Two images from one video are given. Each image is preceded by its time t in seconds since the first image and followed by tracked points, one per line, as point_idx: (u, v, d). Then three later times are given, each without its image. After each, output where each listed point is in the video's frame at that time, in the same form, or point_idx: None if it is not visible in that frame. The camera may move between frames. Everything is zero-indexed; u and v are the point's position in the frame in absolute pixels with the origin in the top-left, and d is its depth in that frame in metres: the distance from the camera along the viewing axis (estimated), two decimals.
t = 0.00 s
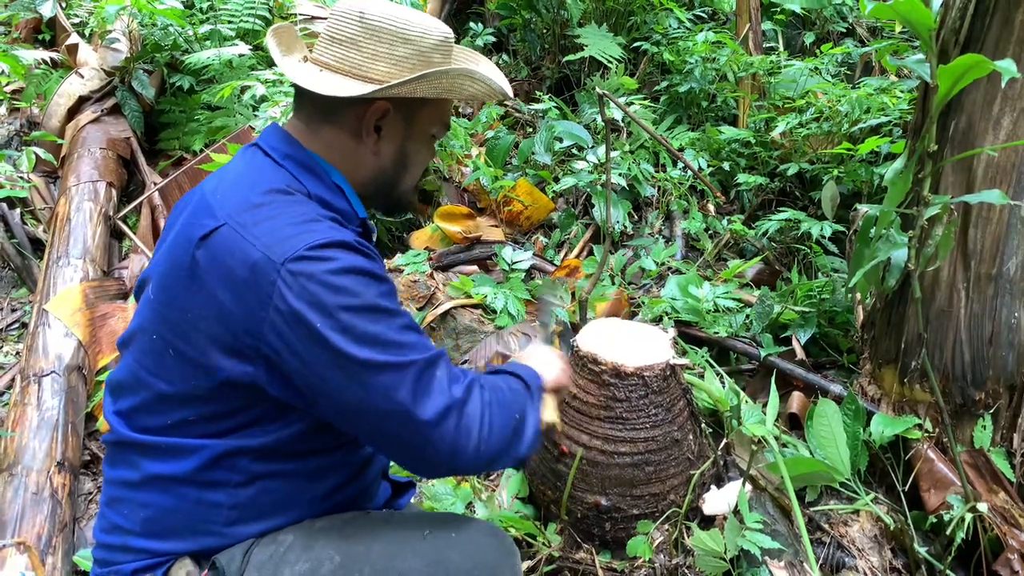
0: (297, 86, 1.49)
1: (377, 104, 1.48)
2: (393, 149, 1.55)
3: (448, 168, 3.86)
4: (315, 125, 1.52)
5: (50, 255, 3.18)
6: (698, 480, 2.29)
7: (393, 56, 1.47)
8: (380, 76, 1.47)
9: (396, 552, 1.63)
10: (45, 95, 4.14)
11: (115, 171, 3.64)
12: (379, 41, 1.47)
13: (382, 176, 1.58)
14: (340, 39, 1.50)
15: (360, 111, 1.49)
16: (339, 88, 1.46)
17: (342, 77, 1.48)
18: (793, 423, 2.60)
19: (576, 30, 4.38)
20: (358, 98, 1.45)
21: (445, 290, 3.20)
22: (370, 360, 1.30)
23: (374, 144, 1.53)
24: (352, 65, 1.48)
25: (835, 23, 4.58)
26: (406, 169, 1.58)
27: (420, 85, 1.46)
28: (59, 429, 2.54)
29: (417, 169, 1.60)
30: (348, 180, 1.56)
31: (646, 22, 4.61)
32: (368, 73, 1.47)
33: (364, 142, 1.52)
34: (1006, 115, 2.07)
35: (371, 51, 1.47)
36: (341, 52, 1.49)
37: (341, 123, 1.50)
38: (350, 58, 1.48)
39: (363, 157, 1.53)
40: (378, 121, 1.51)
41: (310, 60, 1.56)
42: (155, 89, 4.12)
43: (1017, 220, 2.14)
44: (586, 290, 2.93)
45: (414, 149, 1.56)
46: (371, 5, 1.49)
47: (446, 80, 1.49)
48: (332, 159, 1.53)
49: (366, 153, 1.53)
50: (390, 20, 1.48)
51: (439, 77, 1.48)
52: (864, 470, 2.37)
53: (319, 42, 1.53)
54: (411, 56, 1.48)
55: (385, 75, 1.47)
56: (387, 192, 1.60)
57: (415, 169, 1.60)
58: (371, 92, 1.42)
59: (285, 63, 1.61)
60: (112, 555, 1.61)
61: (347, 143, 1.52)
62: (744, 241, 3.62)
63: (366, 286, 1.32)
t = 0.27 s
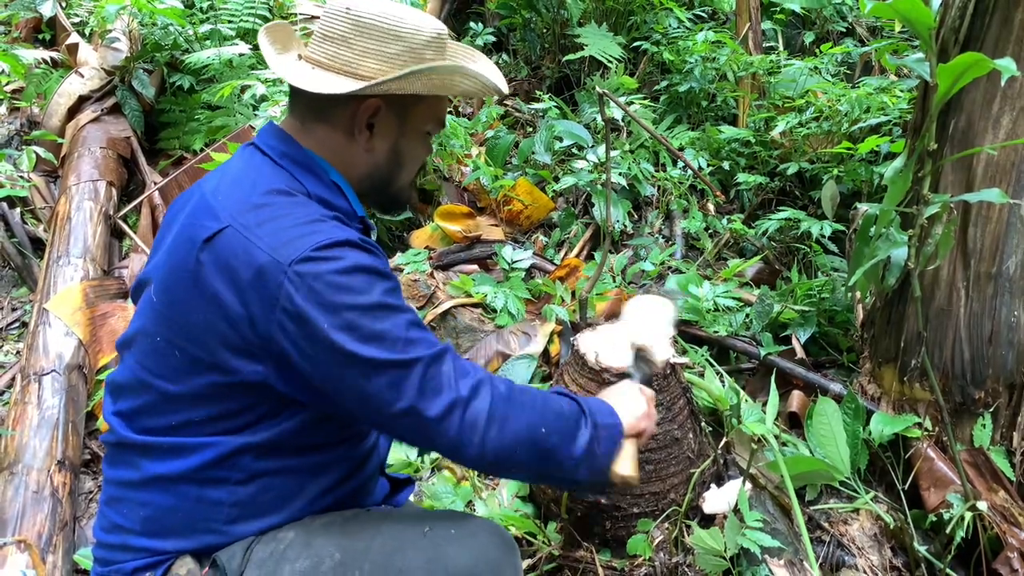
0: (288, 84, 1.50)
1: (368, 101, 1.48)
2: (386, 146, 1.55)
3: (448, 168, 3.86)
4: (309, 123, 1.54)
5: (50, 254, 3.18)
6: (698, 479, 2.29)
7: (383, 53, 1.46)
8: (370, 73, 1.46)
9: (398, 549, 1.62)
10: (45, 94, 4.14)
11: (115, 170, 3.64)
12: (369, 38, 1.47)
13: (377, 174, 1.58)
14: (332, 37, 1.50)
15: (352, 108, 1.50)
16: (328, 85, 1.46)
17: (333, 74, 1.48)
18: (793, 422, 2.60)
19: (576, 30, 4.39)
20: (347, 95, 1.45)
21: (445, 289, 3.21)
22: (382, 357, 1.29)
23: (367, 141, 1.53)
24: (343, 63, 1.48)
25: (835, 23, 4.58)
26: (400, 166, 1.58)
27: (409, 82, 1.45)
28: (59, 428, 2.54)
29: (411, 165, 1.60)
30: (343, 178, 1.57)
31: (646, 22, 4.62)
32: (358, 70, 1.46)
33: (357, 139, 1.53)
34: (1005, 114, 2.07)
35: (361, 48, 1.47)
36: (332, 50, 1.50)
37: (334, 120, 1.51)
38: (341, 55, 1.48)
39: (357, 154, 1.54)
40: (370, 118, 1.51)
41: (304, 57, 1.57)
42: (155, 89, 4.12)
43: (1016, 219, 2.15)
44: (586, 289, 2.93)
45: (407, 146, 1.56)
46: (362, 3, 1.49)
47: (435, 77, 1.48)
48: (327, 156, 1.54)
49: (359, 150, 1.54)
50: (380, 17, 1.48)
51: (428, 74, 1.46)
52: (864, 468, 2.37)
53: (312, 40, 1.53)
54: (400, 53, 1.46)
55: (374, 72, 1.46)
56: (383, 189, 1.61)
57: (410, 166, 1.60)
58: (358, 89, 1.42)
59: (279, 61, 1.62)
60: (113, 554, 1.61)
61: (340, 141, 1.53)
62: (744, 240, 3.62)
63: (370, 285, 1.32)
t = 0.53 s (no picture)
0: (291, 88, 1.49)
1: (370, 105, 1.48)
2: (388, 148, 1.55)
3: (447, 168, 3.86)
4: (310, 127, 1.53)
5: (47, 254, 3.18)
6: (696, 479, 2.29)
7: (386, 56, 1.46)
8: (372, 76, 1.46)
9: (390, 550, 1.62)
10: (43, 94, 4.13)
11: (112, 170, 3.64)
12: (371, 41, 1.47)
13: (378, 176, 1.58)
14: (334, 40, 1.50)
15: (354, 112, 1.49)
16: (331, 88, 1.46)
17: (335, 77, 1.48)
18: (791, 422, 2.60)
19: (575, 30, 4.38)
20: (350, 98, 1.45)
21: (443, 289, 3.20)
22: (376, 350, 1.30)
23: (369, 144, 1.53)
24: (345, 66, 1.48)
25: (834, 22, 4.58)
26: (401, 169, 1.58)
27: (413, 84, 1.46)
28: (56, 428, 2.54)
29: (413, 168, 1.59)
30: (345, 181, 1.57)
31: (645, 21, 4.61)
32: (361, 73, 1.46)
33: (358, 143, 1.53)
34: (1004, 114, 2.07)
35: (364, 51, 1.47)
36: (334, 53, 1.49)
37: (335, 124, 1.51)
38: (343, 58, 1.48)
39: (359, 158, 1.54)
40: (372, 121, 1.51)
41: (305, 60, 1.57)
42: (153, 88, 4.11)
43: (1014, 220, 2.14)
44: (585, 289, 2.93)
45: (408, 148, 1.56)
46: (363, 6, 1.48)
47: (439, 79, 1.48)
48: (329, 160, 1.54)
49: (361, 154, 1.53)
50: (382, 20, 1.48)
51: (432, 77, 1.47)
52: (862, 468, 2.37)
53: (313, 43, 1.52)
54: (404, 56, 1.47)
55: (377, 75, 1.46)
56: (384, 192, 1.61)
57: (411, 168, 1.59)
58: (363, 92, 1.42)
59: (279, 64, 1.61)
60: (107, 552, 1.61)
61: (342, 145, 1.53)
62: (742, 240, 3.62)
63: (361, 284, 1.33)
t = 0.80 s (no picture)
0: (283, 82, 1.49)
1: (363, 97, 1.47)
2: (383, 141, 1.53)
3: (446, 166, 3.85)
4: (305, 120, 1.52)
5: (45, 252, 3.17)
6: (695, 478, 2.29)
7: (378, 48, 1.45)
8: (364, 68, 1.45)
9: (392, 549, 1.60)
10: (41, 92, 4.12)
11: (110, 169, 3.63)
12: (362, 33, 1.46)
13: (374, 170, 1.57)
14: (325, 32, 1.49)
15: (346, 105, 1.48)
16: (322, 81, 1.45)
17: (327, 70, 1.47)
18: (791, 420, 2.59)
19: (574, 28, 4.37)
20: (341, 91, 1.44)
21: (442, 288, 3.20)
22: (375, 352, 1.28)
23: (363, 137, 1.52)
24: (336, 58, 1.47)
25: (834, 20, 4.56)
26: (397, 161, 1.56)
27: (404, 75, 1.44)
28: (53, 427, 2.53)
29: (409, 160, 1.57)
30: (341, 174, 1.56)
31: (644, 19, 4.60)
32: (352, 66, 1.45)
33: (353, 135, 1.52)
34: (1004, 111, 2.06)
35: (355, 43, 1.46)
36: (325, 46, 1.48)
37: (329, 117, 1.50)
38: (335, 50, 1.47)
39: (354, 151, 1.53)
40: (366, 114, 1.49)
41: (298, 53, 1.56)
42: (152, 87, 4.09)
43: (1015, 217, 2.13)
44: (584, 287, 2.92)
45: (404, 141, 1.54)
46: None
47: (431, 70, 1.46)
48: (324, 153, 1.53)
49: (356, 147, 1.52)
50: (373, 11, 1.46)
51: (423, 67, 1.45)
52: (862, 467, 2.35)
53: (305, 37, 1.52)
54: (394, 47, 1.45)
55: (370, 66, 1.45)
56: (380, 185, 1.59)
57: (407, 161, 1.58)
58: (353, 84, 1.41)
59: (273, 58, 1.61)
60: (109, 550, 1.59)
61: (337, 138, 1.52)
62: (742, 239, 3.61)
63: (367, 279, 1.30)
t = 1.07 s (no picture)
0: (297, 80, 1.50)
1: (376, 100, 1.45)
2: (394, 145, 1.51)
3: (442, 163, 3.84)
4: (317, 119, 1.52)
5: (38, 248, 3.15)
6: (692, 473, 2.28)
7: (392, 50, 1.44)
8: (379, 70, 1.45)
9: (380, 549, 1.59)
10: (35, 88, 4.10)
11: (105, 164, 3.61)
12: (379, 34, 1.46)
13: (384, 173, 1.55)
14: (343, 33, 1.49)
15: (358, 107, 1.48)
16: (336, 81, 1.45)
17: (341, 70, 1.47)
18: (788, 416, 2.58)
19: (571, 23, 4.36)
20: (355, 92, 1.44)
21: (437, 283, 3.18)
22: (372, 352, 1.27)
23: (374, 140, 1.51)
24: (351, 58, 1.47)
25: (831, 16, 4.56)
26: (407, 167, 1.55)
27: (419, 81, 1.42)
28: (45, 423, 2.51)
29: (419, 167, 1.56)
30: (350, 176, 1.55)
31: (642, 15, 4.60)
32: (367, 67, 1.45)
33: (364, 138, 1.51)
34: (1002, 102, 2.04)
35: (371, 44, 1.45)
36: (342, 46, 1.49)
37: (341, 117, 1.49)
38: (350, 50, 1.47)
39: (364, 153, 1.52)
40: (378, 117, 1.48)
41: (314, 52, 1.56)
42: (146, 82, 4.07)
43: (1013, 211, 2.11)
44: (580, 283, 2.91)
45: (416, 147, 1.52)
46: None
47: (446, 77, 1.44)
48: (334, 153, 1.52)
49: (366, 149, 1.51)
50: (392, 14, 1.46)
51: (438, 74, 1.42)
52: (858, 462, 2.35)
53: (323, 35, 1.53)
54: (409, 51, 1.44)
55: (384, 68, 1.44)
56: (389, 188, 1.58)
57: (418, 167, 1.56)
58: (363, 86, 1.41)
59: (289, 56, 1.61)
60: (93, 545, 1.58)
61: (347, 141, 1.51)
62: (739, 234, 3.61)
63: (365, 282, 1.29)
